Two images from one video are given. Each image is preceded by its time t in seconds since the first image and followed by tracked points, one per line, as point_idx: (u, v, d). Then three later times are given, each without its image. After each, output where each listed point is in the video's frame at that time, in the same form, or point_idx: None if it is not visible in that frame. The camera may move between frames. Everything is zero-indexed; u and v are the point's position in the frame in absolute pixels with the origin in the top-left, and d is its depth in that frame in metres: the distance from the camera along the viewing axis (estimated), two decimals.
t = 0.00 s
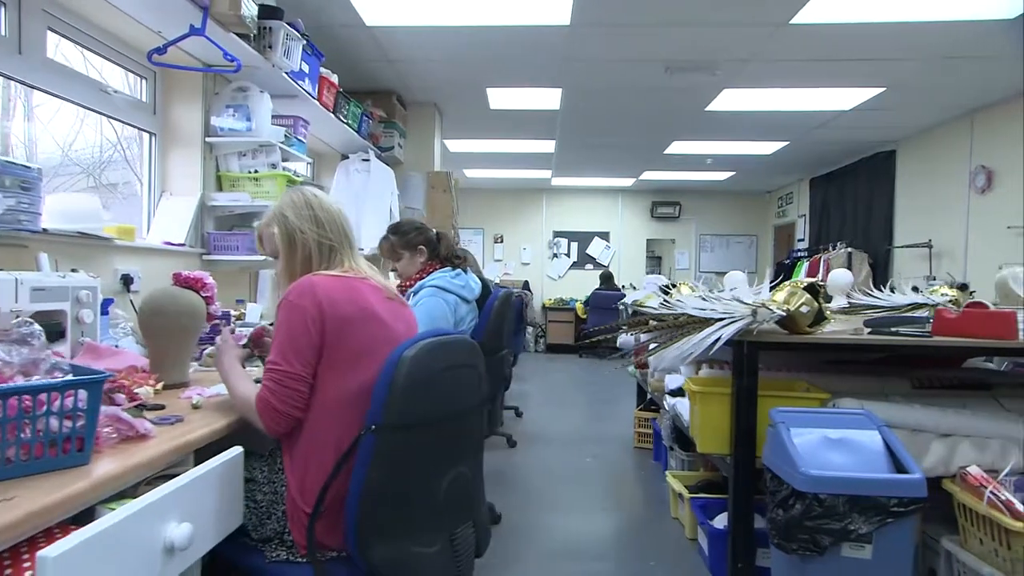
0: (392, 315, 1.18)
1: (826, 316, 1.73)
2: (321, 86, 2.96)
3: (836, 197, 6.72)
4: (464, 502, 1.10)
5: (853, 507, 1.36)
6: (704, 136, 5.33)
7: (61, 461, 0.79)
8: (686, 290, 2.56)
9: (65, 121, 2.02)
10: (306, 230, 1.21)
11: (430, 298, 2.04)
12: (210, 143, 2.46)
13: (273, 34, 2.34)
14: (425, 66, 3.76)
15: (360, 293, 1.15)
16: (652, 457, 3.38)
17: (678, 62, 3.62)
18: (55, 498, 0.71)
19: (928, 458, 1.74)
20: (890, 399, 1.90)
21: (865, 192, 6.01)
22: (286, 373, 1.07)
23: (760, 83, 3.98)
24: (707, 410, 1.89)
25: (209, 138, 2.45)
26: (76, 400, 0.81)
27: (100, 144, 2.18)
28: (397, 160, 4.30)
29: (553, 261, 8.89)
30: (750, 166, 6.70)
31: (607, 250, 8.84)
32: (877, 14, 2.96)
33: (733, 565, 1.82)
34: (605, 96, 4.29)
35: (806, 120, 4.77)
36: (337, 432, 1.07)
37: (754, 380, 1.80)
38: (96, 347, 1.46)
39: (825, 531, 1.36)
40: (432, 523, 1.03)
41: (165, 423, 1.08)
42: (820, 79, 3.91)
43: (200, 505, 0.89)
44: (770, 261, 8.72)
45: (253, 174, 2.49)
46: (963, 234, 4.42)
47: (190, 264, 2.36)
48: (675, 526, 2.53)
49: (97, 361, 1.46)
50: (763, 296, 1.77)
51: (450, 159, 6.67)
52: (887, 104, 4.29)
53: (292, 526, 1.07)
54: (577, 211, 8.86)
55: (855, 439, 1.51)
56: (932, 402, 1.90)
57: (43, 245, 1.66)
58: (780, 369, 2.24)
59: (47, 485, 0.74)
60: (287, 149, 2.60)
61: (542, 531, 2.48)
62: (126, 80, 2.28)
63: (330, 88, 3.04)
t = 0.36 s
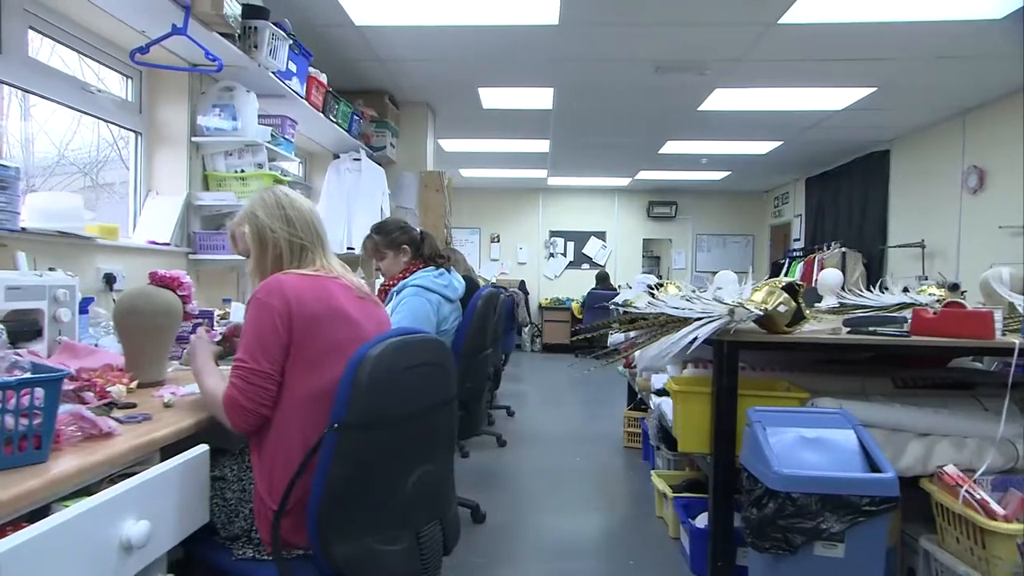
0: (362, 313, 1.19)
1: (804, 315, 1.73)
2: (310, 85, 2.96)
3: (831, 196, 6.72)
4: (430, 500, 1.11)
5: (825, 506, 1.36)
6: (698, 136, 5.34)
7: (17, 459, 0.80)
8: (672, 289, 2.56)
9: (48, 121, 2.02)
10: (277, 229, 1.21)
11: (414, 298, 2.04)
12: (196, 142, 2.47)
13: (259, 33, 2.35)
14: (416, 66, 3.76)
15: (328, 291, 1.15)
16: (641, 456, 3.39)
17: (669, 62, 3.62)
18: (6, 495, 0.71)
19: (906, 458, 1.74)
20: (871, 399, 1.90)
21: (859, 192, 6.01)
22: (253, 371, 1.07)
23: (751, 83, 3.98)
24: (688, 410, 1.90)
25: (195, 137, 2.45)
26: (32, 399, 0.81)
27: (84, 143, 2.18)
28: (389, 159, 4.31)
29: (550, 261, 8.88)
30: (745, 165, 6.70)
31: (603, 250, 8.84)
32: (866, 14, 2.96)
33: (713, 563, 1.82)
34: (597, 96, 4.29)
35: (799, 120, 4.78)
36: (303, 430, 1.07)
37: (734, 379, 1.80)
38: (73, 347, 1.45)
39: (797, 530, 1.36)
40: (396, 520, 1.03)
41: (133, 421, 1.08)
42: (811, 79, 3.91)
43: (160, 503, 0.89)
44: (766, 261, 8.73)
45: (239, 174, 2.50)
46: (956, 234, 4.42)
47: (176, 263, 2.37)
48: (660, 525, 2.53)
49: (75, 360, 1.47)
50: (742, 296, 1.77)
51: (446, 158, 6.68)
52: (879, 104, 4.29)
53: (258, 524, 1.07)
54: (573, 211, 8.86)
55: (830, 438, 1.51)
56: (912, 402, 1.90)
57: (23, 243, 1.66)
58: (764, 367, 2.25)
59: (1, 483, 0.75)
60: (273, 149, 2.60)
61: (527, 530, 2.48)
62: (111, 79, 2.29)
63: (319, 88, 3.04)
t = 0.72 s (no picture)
0: (332, 312, 1.19)
1: (783, 315, 1.73)
2: (298, 84, 2.96)
3: (826, 196, 6.72)
4: (397, 498, 1.11)
5: (797, 505, 1.36)
6: (692, 136, 5.33)
7: None
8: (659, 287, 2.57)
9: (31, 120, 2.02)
10: (247, 228, 1.22)
11: (395, 297, 2.05)
12: (182, 141, 2.47)
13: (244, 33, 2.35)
14: (406, 65, 3.77)
15: (298, 290, 1.16)
16: (630, 455, 3.39)
17: (659, 61, 3.62)
18: None
19: (884, 457, 1.75)
20: (851, 399, 1.90)
21: (854, 191, 6.01)
22: (219, 369, 1.08)
23: (742, 83, 3.98)
24: (668, 410, 1.89)
25: (181, 136, 2.46)
26: None
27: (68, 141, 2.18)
28: (381, 159, 4.31)
29: (546, 260, 8.88)
30: (740, 165, 6.70)
31: (600, 249, 8.84)
32: (854, 14, 2.96)
33: (692, 562, 1.82)
34: (589, 96, 4.30)
35: (792, 119, 4.78)
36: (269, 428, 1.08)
37: (713, 378, 1.80)
38: (51, 346, 1.48)
39: (768, 529, 1.37)
40: (360, 519, 1.04)
41: (101, 419, 1.09)
42: (802, 79, 3.91)
43: (120, 500, 0.90)
44: (762, 261, 8.73)
45: (225, 173, 2.50)
46: (948, 233, 4.42)
47: (162, 262, 2.38)
48: (645, 524, 2.54)
49: (51, 358, 1.47)
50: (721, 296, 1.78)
51: (441, 158, 6.68)
52: (871, 103, 4.29)
53: (224, 522, 1.07)
54: (569, 211, 8.86)
55: (805, 437, 1.51)
56: (892, 402, 1.91)
57: (2, 242, 1.66)
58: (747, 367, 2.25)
59: None
60: (260, 148, 2.61)
61: (512, 529, 2.48)
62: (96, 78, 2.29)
63: (308, 87, 3.05)
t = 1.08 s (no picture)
0: (301, 311, 1.20)
1: (760, 314, 1.73)
2: (286, 83, 2.97)
3: (821, 196, 6.72)
4: (363, 496, 1.12)
5: (768, 504, 1.36)
6: (685, 135, 5.33)
7: None
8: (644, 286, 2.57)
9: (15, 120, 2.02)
10: (216, 227, 1.22)
11: (377, 297, 2.06)
12: (167, 141, 2.48)
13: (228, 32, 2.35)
14: (396, 65, 3.77)
15: (265, 289, 1.16)
16: (619, 455, 3.39)
17: (649, 61, 3.62)
18: None
19: (862, 456, 1.75)
20: (832, 399, 1.90)
21: (848, 191, 6.01)
22: (184, 367, 1.08)
23: (734, 82, 3.98)
24: (648, 409, 1.90)
25: (166, 135, 2.46)
26: None
27: (50, 140, 2.18)
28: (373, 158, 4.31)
29: (542, 259, 8.87)
30: (735, 164, 6.69)
31: (596, 249, 8.83)
32: (842, 13, 2.96)
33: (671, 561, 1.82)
34: (580, 95, 4.30)
35: (784, 119, 4.77)
36: (235, 425, 1.09)
37: (691, 377, 1.80)
38: (27, 344, 1.48)
39: (740, 528, 1.37)
40: (324, 516, 1.04)
41: (67, 417, 1.09)
42: (792, 78, 3.91)
43: (79, 499, 0.90)
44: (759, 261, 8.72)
45: (211, 172, 2.51)
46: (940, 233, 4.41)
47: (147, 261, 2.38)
48: (630, 523, 2.54)
49: (25, 357, 1.46)
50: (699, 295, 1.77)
51: (435, 157, 6.68)
52: (863, 103, 4.29)
53: (189, 520, 1.07)
54: (565, 210, 8.86)
55: (779, 436, 1.52)
56: (872, 401, 1.91)
57: None
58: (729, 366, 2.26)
59: None
60: (246, 147, 2.62)
61: (497, 528, 2.49)
62: (81, 78, 2.28)
63: (296, 87, 3.05)
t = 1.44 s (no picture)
0: (268, 309, 1.20)
1: (736, 314, 1.73)
2: (273, 83, 2.97)
3: (815, 196, 6.71)
4: (329, 494, 1.12)
5: (738, 503, 1.37)
6: (679, 135, 5.32)
7: None
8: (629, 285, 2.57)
9: None
10: (185, 227, 1.22)
11: (360, 296, 2.06)
12: (152, 140, 2.48)
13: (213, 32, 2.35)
14: (386, 65, 3.77)
15: (233, 288, 1.17)
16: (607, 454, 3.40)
17: (639, 60, 3.62)
18: None
19: (839, 455, 1.75)
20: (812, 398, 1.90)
21: (842, 191, 6.01)
22: (150, 365, 1.09)
23: (724, 82, 3.98)
24: (627, 408, 1.90)
25: (151, 135, 2.46)
26: None
27: (37, 140, 2.19)
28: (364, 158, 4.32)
29: (538, 259, 8.87)
30: (730, 164, 6.68)
31: (592, 248, 8.83)
32: (829, 13, 2.96)
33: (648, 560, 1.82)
34: (571, 95, 4.30)
35: (777, 118, 4.77)
36: (199, 423, 1.09)
37: (670, 377, 1.80)
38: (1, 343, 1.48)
39: (710, 527, 1.37)
40: (285, 513, 1.04)
41: (32, 415, 1.09)
42: (783, 78, 3.91)
43: (36, 496, 0.90)
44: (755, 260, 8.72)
45: (196, 172, 2.52)
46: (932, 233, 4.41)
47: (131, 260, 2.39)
48: (614, 522, 2.54)
49: None
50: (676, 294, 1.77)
51: (430, 157, 6.68)
52: (854, 102, 4.29)
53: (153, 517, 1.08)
54: (561, 210, 8.86)
55: (752, 435, 1.52)
56: (851, 400, 1.91)
57: None
58: (712, 366, 2.26)
59: None
60: (231, 147, 2.62)
61: (481, 527, 2.49)
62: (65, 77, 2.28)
63: (283, 86, 3.06)
